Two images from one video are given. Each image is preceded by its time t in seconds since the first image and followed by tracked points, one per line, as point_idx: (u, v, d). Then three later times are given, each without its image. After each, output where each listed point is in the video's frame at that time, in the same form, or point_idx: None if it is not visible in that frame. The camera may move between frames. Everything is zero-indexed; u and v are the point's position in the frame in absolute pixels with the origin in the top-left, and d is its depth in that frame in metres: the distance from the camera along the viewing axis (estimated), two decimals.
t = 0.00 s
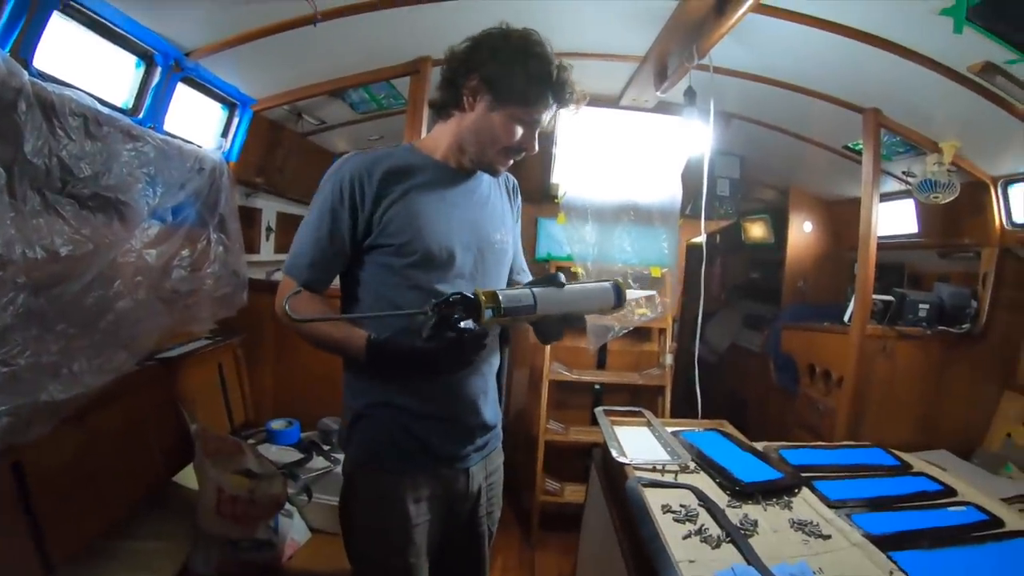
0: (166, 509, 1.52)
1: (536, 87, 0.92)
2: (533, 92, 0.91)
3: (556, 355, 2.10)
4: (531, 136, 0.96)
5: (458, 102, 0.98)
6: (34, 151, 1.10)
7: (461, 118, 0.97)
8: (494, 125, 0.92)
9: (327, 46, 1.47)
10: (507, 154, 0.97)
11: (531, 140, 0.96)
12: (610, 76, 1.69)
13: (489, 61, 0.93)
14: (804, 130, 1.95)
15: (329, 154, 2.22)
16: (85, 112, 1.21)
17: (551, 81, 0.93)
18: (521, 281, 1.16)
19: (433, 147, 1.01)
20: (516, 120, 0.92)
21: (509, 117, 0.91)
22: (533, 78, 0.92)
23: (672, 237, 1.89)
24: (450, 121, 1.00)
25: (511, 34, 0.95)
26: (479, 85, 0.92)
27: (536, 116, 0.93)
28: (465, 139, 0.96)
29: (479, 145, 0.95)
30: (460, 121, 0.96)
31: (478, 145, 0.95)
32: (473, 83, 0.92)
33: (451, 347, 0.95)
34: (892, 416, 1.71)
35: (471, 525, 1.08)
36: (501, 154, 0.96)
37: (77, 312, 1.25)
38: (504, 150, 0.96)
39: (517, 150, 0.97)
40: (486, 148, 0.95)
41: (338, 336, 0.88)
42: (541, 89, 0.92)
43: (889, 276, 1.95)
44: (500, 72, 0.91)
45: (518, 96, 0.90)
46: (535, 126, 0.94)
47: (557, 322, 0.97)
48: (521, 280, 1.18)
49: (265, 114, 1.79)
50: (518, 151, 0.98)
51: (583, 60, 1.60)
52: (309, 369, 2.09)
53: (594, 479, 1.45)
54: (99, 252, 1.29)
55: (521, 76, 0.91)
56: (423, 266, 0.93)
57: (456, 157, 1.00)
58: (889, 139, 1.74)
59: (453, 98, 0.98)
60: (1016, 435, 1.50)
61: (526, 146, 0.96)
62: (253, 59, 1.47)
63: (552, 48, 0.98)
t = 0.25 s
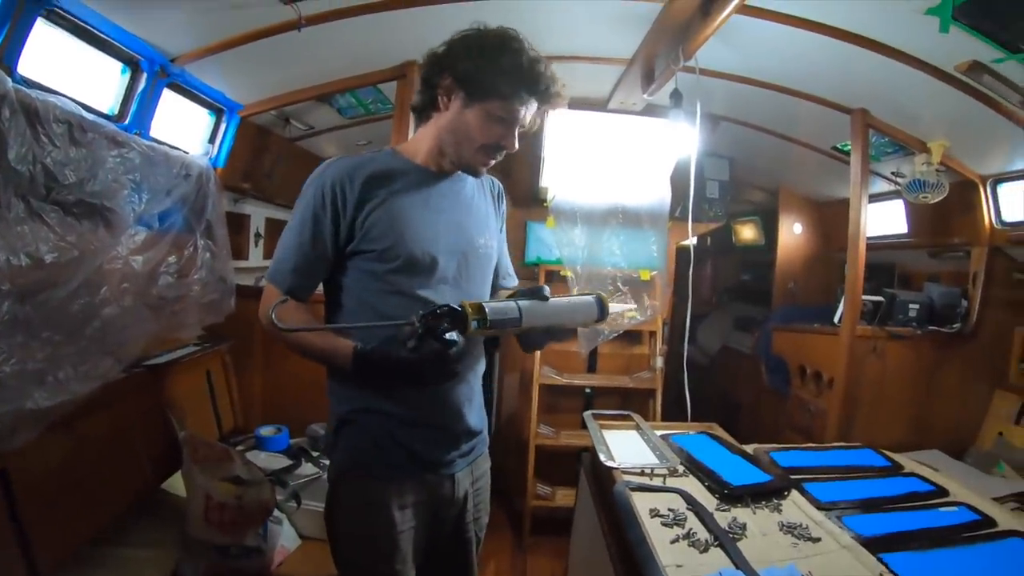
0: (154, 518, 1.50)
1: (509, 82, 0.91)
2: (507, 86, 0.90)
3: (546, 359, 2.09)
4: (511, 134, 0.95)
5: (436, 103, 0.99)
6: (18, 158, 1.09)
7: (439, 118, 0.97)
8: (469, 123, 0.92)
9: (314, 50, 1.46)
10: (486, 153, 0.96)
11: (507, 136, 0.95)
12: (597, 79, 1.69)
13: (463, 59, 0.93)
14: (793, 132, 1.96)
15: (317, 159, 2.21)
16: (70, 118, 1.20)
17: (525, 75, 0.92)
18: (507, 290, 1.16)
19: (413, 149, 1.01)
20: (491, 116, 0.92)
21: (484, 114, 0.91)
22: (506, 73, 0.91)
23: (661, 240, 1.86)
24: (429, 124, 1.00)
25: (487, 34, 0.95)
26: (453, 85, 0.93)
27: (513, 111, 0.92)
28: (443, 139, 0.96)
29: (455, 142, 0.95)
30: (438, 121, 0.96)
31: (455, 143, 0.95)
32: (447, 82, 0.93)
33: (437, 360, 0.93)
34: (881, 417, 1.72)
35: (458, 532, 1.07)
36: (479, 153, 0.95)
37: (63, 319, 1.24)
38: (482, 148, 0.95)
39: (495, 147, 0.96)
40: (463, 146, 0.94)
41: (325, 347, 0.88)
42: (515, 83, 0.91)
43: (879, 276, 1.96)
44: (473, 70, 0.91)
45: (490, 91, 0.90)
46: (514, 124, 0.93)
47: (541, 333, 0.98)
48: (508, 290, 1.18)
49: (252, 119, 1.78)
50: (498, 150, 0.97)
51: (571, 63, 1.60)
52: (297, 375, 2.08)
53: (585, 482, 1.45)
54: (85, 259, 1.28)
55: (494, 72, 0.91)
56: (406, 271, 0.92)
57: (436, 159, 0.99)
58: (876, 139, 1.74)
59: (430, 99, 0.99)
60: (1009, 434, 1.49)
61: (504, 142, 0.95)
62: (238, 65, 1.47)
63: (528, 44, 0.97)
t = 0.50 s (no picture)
0: (145, 524, 1.49)
1: (487, 74, 0.91)
2: (484, 78, 0.90)
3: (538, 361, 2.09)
4: (494, 130, 0.94)
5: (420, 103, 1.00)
6: (6, 163, 1.09)
7: (423, 118, 0.98)
8: (451, 120, 0.92)
9: (304, 53, 1.46)
10: (470, 149, 0.95)
11: (490, 132, 0.94)
12: (586, 82, 1.69)
13: (442, 57, 0.93)
14: (785, 133, 1.99)
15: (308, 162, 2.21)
16: (58, 122, 1.19)
17: (503, 67, 0.92)
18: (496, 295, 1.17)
19: (400, 151, 1.01)
20: (473, 111, 0.91)
21: (466, 109, 0.91)
22: (484, 66, 0.91)
23: (654, 243, 1.86)
24: (415, 125, 1.01)
25: (467, 31, 0.95)
26: (434, 83, 0.94)
27: (496, 105, 0.91)
28: (427, 139, 0.95)
29: (439, 141, 0.94)
30: (422, 121, 0.96)
31: (439, 142, 0.95)
32: (427, 82, 0.95)
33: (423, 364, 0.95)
34: (874, 416, 1.76)
35: (450, 536, 1.07)
36: (463, 151, 0.95)
37: (53, 324, 1.23)
38: (466, 146, 0.94)
39: (480, 144, 0.95)
40: (446, 144, 0.94)
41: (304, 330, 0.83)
42: (493, 76, 0.91)
43: (873, 277, 1.90)
44: (451, 67, 0.92)
45: (468, 85, 0.90)
46: (497, 119, 0.93)
47: (546, 339, 1.01)
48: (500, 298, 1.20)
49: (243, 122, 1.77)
50: (483, 145, 0.96)
51: (561, 66, 1.60)
52: (287, 379, 2.08)
53: (578, 482, 1.44)
54: (75, 264, 1.27)
55: (471, 66, 0.91)
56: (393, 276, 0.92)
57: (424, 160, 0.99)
58: (868, 140, 1.78)
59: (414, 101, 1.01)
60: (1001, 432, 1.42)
61: (487, 137, 0.93)
62: (228, 68, 1.46)
63: (510, 37, 0.97)
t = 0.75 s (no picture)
0: (139, 526, 1.48)
1: (475, 71, 0.90)
2: (473, 75, 0.90)
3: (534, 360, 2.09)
4: (485, 127, 0.93)
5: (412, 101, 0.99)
6: None
7: (415, 118, 0.98)
8: (440, 118, 0.92)
9: (299, 52, 1.46)
10: (462, 147, 0.94)
11: (479, 129, 0.93)
12: (583, 81, 1.69)
13: (429, 55, 0.93)
14: (780, 133, 2.00)
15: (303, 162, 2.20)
16: (52, 121, 1.18)
17: (491, 64, 0.91)
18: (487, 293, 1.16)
19: (392, 151, 1.00)
20: (462, 108, 0.91)
21: (456, 106, 0.91)
22: (471, 63, 0.91)
23: (649, 240, 1.87)
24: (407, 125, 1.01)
25: (457, 28, 0.95)
26: (423, 82, 0.93)
27: (484, 102, 0.91)
28: (419, 137, 0.95)
29: (430, 139, 0.94)
30: (413, 120, 0.96)
31: (430, 139, 0.94)
32: (417, 80, 0.94)
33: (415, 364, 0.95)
34: (870, 412, 1.71)
35: (444, 538, 1.06)
36: (454, 149, 0.94)
37: (48, 325, 1.22)
38: (457, 144, 0.94)
39: (471, 143, 0.94)
40: (436, 142, 0.94)
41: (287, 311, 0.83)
42: (482, 73, 0.91)
43: (868, 276, 2.05)
44: (439, 65, 0.91)
45: (457, 83, 0.90)
46: (486, 115, 0.92)
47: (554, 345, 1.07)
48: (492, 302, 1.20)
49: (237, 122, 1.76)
50: (474, 142, 0.94)
51: (558, 65, 1.60)
52: (281, 380, 2.07)
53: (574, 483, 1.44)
54: (68, 264, 1.26)
55: (459, 63, 0.91)
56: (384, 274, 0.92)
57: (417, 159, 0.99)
58: (863, 139, 1.77)
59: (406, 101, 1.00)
60: (997, 430, 1.52)
61: (476, 134, 0.92)
62: (221, 68, 1.46)
63: (501, 34, 0.96)
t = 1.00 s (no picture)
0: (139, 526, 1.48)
1: (471, 70, 0.90)
2: (470, 76, 0.89)
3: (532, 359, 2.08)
4: (482, 125, 0.93)
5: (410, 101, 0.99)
6: None
7: (412, 117, 0.98)
8: (437, 116, 0.91)
9: (296, 51, 1.45)
10: (459, 146, 0.93)
11: (476, 128, 0.92)
12: (580, 80, 1.69)
13: (427, 54, 0.93)
14: (777, 132, 2.00)
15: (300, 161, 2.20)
16: (47, 120, 1.17)
17: (489, 64, 0.90)
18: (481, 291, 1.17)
19: (391, 151, 1.00)
20: (459, 107, 0.90)
21: (453, 105, 0.90)
22: (468, 63, 0.90)
23: (645, 239, 1.86)
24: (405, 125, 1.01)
25: (455, 27, 0.95)
26: (421, 81, 0.93)
27: (481, 102, 0.90)
28: (416, 136, 0.95)
29: (427, 138, 0.94)
30: (410, 119, 0.96)
31: (427, 138, 0.94)
32: (414, 80, 0.94)
33: (410, 363, 0.94)
34: (869, 413, 1.72)
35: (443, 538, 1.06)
36: (450, 149, 0.93)
37: (44, 326, 1.22)
38: (454, 143, 0.93)
39: (467, 142, 0.94)
40: (433, 141, 0.93)
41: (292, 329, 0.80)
42: (479, 73, 0.90)
43: (866, 274, 2.07)
44: (436, 64, 0.91)
45: (454, 82, 0.90)
46: (484, 114, 0.92)
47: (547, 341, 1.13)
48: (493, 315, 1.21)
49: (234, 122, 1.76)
50: (471, 142, 0.94)
51: (555, 65, 1.60)
52: (278, 379, 2.06)
53: (573, 484, 1.43)
54: (65, 264, 1.26)
55: (456, 63, 0.90)
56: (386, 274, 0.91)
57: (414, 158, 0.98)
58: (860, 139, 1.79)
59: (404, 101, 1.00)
60: (995, 428, 1.46)
61: (473, 133, 0.92)
62: (217, 68, 1.46)
63: (498, 33, 0.96)
